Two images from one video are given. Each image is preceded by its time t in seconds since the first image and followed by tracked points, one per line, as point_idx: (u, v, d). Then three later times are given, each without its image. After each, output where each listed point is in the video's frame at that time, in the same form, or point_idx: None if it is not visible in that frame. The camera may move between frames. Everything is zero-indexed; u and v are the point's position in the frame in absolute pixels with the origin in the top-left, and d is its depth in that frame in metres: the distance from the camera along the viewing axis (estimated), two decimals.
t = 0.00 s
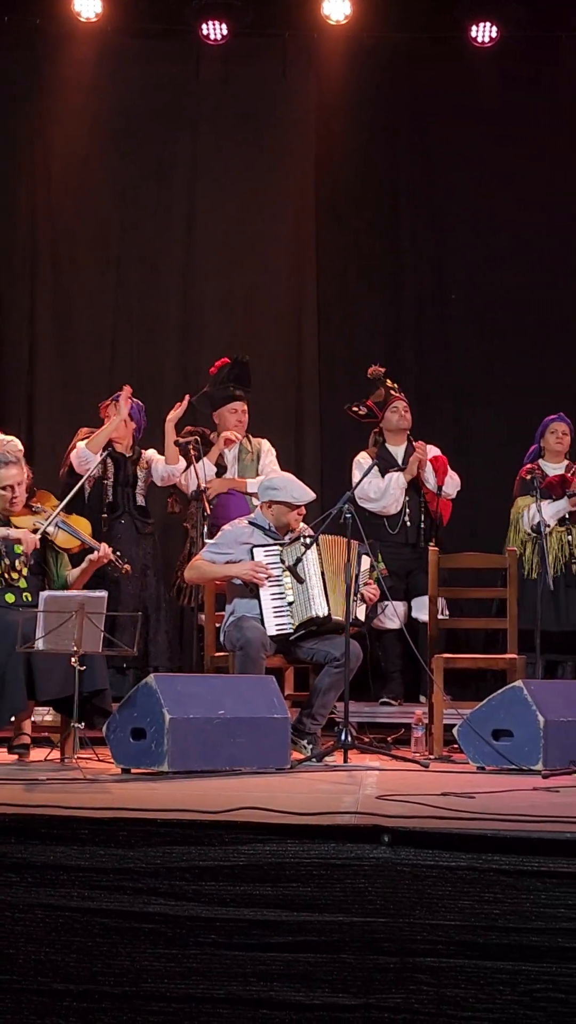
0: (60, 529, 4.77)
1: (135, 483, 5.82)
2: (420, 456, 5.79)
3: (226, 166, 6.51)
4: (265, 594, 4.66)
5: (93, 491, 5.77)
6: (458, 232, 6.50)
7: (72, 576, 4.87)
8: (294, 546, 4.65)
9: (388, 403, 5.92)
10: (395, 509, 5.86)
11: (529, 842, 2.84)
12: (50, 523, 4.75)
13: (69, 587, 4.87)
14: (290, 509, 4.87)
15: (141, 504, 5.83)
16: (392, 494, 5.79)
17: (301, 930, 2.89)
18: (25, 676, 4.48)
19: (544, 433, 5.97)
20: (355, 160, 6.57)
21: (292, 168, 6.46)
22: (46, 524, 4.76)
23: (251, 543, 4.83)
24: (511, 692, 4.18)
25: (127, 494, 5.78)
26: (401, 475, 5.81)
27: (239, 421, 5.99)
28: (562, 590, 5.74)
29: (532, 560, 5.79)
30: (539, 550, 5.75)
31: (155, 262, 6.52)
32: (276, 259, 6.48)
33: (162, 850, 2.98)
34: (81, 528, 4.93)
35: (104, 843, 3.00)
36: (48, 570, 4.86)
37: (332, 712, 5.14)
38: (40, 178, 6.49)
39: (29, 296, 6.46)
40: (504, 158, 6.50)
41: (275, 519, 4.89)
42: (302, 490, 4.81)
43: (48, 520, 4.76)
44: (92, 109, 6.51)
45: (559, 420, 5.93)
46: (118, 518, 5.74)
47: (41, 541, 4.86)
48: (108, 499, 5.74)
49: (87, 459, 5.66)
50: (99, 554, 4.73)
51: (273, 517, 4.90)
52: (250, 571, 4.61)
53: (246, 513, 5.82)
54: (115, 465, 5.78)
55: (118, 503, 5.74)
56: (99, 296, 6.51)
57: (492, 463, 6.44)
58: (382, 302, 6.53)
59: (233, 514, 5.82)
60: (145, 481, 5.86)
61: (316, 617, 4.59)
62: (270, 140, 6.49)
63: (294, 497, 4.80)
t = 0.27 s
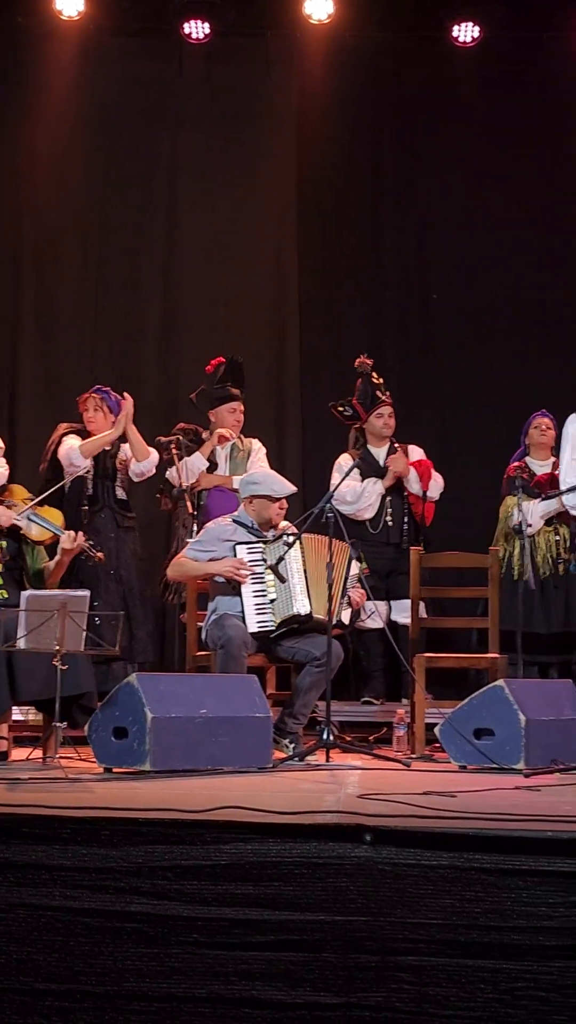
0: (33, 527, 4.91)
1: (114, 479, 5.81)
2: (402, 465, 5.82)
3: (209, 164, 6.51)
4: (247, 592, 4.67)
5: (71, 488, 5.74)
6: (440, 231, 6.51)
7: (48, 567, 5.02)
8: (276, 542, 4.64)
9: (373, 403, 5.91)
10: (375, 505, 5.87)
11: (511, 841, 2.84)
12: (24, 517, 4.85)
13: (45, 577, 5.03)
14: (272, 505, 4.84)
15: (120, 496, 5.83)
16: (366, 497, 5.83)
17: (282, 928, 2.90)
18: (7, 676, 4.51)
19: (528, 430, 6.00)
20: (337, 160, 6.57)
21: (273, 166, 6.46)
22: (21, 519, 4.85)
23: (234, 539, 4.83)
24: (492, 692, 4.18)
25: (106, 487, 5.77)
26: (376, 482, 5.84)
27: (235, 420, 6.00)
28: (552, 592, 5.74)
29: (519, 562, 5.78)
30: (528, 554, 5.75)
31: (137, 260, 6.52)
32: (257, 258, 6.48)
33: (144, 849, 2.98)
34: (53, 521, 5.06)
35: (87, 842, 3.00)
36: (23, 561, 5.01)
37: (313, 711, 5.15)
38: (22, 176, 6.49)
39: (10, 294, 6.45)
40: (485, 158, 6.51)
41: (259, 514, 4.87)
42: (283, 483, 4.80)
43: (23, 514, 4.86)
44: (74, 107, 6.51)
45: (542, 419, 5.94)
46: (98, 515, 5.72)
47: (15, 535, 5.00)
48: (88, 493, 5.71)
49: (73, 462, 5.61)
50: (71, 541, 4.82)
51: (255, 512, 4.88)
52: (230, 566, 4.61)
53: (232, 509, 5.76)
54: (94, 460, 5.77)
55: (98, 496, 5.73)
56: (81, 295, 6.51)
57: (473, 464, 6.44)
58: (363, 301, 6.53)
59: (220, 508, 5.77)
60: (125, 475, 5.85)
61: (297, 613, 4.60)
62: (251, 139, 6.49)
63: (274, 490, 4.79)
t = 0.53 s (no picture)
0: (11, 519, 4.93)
1: (98, 480, 5.80)
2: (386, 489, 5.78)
3: (192, 165, 6.52)
4: (230, 593, 4.68)
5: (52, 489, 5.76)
6: (423, 232, 6.52)
7: (28, 563, 5.04)
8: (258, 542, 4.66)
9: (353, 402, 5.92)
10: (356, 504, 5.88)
11: (491, 839, 2.87)
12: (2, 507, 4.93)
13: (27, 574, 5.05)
14: (254, 507, 4.87)
15: (104, 497, 5.81)
16: (351, 494, 5.84)
17: (264, 927, 2.91)
18: None
19: (516, 435, 6.01)
20: (320, 161, 6.58)
21: (257, 167, 6.47)
22: None
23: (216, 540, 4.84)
24: (474, 692, 4.19)
25: (89, 486, 5.77)
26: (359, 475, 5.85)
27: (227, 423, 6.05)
28: (540, 593, 5.75)
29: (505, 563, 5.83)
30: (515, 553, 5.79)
31: (120, 261, 6.52)
32: (241, 259, 6.49)
33: (127, 849, 2.99)
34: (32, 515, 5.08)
35: (69, 841, 3.01)
36: (6, 558, 5.04)
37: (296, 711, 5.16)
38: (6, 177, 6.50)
39: None
40: (468, 160, 6.52)
41: (242, 518, 4.90)
42: (267, 490, 4.83)
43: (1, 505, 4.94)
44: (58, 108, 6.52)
45: (531, 420, 5.96)
46: (80, 516, 5.73)
47: None
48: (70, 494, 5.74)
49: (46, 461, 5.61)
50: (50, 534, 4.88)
51: (238, 516, 4.91)
52: (214, 566, 4.62)
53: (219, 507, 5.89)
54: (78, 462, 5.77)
55: (81, 495, 5.74)
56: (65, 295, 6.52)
57: (456, 463, 6.46)
58: (347, 302, 6.54)
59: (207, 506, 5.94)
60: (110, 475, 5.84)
61: (281, 613, 4.61)
62: (235, 140, 6.50)
63: (259, 495, 4.82)
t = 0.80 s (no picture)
0: None
1: (83, 481, 5.81)
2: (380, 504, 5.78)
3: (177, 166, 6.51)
4: (212, 594, 4.68)
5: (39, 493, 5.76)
6: (408, 233, 6.53)
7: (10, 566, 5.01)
8: (241, 544, 4.67)
9: (338, 403, 5.93)
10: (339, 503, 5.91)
11: (477, 840, 2.88)
12: None
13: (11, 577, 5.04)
14: (234, 507, 4.86)
15: (89, 500, 5.84)
16: (333, 495, 5.85)
17: (249, 928, 2.91)
18: None
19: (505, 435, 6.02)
20: (305, 161, 6.58)
21: (242, 170, 6.47)
22: None
23: (196, 543, 4.84)
24: (459, 692, 4.19)
25: (74, 489, 5.77)
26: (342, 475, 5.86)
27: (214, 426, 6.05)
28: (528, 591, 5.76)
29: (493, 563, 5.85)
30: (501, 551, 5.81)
31: (105, 262, 6.52)
32: (225, 261, 6.48)
33: (111, 850, 3.00)
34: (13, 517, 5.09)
35: (53, 842, 3.01)
36: None
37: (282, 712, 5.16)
38: None
39: None
40: (452, 161, 6.53)
41: (222, 518, 4.89)
42: (243, 483, 4.84)
43: None
44: (43, 109, 6.52)
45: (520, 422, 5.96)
46: (65, 516, 5.73)
47: None
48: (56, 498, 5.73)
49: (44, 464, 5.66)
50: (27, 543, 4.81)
51: (218, 516, 4.90)
52: (193, 565, 4.62)
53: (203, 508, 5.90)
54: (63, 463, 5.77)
55: (66, 499, 5.74)
56: (49, 296, 6.53)
57: (442, 465, 6.47)
58: (331, 303, 6.55)
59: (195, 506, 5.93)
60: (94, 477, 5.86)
61: (265, 615, 4.59)
62: (221, 140, 6.50)
63: (234, 489, 4.82)
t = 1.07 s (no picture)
0: None
1: (70, 480, 5.81)
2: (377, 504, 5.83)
3: (164, 168, 6.51)
4: (197, 597, 4.68)
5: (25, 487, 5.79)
6: (395, 235, 6.53)
7: None
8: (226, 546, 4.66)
9: (327, 405, 5.92)
10: (325, 506, 5.90)
11: (464, 843, 2.88)
12: None
13: None
14: (217, 510, 4.88)
15: (76, 500, 5.82)
16: (319, 498, 5.84)
17: (236, 930, 2.92)
18: None
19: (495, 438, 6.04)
20: (292, 163, 6.58)
21: (228, 172, 6.47)
22: None
23: (180, 545, 4.85)
24: (445, 695, 4.20)
25: (61, 489, 5.77)
26: (328, 480, 5.86)
27: (191, 428, 6.03)
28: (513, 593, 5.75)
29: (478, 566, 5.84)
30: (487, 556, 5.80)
31: (92, 263, 6.52)
32: (212, 262, 6.49)
33: (98, 852, 3.00)
34: None
35: (40, 845, 3.01)
36: None
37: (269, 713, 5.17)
38: None
39: None
40: (439, 163, 6.53)
41: (205, 520, 4.89)
42: (226, 490, 4.84)
43: None
44: (29, 110, 6.51)
45: (510, 426, 5.97)
46: (52, 517, 5.73)
47: None
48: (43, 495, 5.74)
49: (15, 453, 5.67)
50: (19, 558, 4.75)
51: (201, 518, 4.91)
52: (177, 572, 4.61)
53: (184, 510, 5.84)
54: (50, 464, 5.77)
55: (53, 498, 5.74)
56: (36, 297, 6.52)
57: (428, 466, 6.48)
58: (317, 305, 6.55)
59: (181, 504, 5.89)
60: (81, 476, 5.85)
61: (250, 615, 4.60)
62: (208, 142, 6.50)
63: (217, 494, 4.83)
